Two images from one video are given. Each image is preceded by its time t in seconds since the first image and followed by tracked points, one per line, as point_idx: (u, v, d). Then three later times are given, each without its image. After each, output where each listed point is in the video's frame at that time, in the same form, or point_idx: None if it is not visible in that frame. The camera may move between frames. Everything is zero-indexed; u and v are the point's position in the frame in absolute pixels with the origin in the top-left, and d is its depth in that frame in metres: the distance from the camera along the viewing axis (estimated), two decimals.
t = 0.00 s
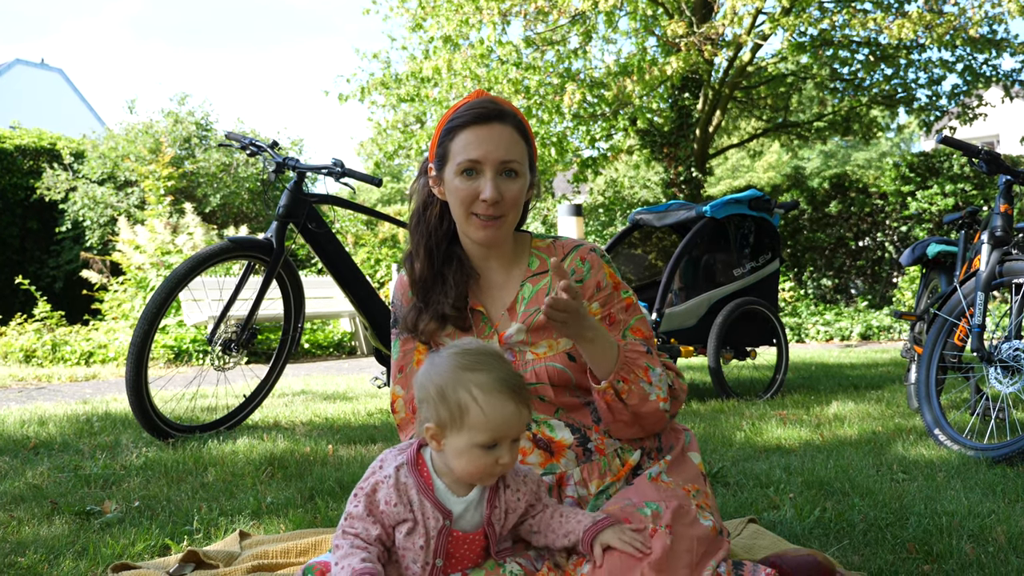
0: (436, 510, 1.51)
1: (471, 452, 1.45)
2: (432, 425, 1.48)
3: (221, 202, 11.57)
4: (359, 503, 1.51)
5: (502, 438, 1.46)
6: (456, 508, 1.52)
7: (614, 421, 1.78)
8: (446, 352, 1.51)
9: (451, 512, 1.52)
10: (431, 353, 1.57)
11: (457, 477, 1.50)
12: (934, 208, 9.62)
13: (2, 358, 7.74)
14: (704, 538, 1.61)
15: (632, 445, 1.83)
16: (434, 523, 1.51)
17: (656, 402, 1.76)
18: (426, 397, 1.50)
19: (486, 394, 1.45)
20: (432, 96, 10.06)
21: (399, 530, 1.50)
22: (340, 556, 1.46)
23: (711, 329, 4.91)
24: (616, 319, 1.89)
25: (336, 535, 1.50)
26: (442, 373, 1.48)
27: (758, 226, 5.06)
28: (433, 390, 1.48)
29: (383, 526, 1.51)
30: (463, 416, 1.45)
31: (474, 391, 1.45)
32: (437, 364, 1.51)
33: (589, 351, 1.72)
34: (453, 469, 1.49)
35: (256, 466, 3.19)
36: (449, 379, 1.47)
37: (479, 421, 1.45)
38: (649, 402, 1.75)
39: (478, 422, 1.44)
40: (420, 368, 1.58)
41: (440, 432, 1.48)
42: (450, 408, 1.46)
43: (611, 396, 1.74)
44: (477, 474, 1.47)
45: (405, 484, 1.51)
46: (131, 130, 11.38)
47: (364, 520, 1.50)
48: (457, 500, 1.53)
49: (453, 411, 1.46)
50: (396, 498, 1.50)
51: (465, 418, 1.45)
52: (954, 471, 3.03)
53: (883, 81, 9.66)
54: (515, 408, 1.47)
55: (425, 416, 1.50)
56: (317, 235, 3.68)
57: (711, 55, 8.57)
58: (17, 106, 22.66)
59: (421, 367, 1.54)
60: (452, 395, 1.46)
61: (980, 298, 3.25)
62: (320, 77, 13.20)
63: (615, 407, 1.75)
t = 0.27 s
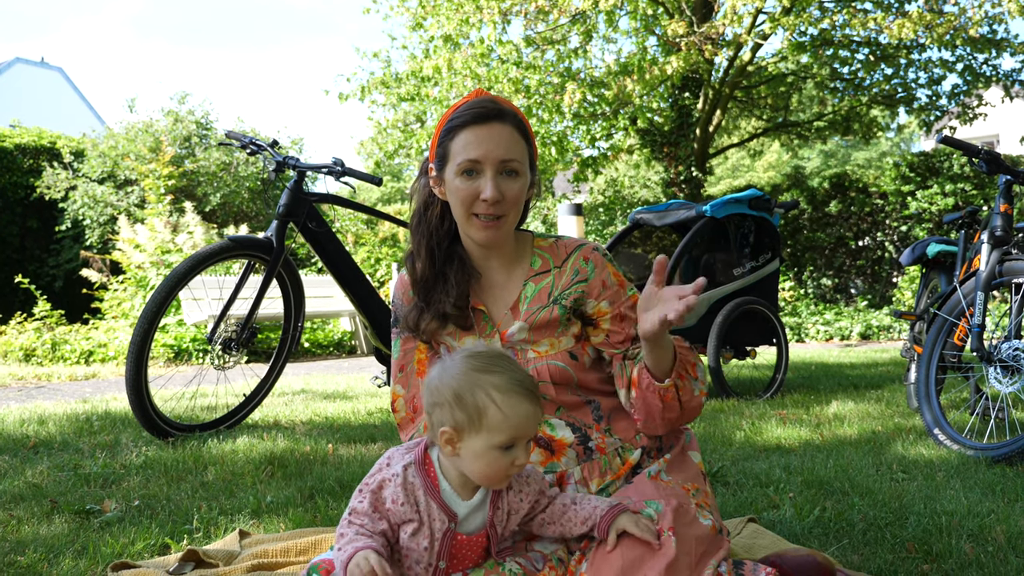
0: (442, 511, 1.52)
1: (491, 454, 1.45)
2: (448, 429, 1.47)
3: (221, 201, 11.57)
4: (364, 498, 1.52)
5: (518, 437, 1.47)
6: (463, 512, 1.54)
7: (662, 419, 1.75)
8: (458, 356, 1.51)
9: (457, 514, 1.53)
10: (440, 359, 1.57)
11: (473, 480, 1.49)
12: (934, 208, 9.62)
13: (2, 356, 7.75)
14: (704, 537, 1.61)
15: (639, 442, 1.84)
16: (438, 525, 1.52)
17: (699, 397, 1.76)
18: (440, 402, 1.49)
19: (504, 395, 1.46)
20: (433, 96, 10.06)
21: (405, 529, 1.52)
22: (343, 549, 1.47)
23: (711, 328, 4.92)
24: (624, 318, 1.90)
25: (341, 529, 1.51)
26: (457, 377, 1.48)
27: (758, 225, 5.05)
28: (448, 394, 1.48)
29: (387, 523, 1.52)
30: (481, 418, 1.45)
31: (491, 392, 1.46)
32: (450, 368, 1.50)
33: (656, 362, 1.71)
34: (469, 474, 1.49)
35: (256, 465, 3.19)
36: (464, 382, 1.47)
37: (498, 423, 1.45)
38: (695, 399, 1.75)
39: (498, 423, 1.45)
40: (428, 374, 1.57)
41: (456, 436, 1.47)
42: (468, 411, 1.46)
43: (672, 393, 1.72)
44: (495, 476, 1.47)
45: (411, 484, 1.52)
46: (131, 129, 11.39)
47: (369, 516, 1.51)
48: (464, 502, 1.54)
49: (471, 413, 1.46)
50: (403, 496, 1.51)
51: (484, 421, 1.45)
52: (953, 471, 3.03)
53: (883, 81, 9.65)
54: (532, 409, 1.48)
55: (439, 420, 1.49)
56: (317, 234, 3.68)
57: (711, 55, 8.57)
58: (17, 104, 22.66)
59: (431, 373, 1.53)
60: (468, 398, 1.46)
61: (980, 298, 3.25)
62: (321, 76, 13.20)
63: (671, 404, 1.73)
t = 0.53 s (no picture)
0: (451, 516, 1.52)
1: (498, 461, 1.44)
2: (454, 437, 1.46)
3: (221, 199, 11.57)
4: (372, 500, 1.49)
5: (526, 444, 1.46)
6: (468, 514, 1.54)
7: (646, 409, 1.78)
8: (462, 363, 1.50)
9: (463, 518, 1.53)
10: (443, 364, 1.55)
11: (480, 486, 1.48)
12: (934, 207, 9.62)
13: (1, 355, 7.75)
14: (705, 536, 1.62)
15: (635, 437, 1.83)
16: (447, 530, 1.52)
17: (685, 388, 1.78)
18: (446, 410, 1.48)
19: (511, 402, 1.45)
20: (433, 94, 10.05)
21: (413, 532, 1.50)
22: (355, 550, 1.44)
23: (711, 326, 4.92)
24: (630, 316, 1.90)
25: (348, 528, 1.48)
26: (463, 385, 1.47)
27: (758, 223, 5.05)
28: (454, 402, 1.46)
29: (396, 524, 1.50)
30: (489, 426, 1.44)
31: (499, 399, 1.44)
32: (454, 375, 1.49)
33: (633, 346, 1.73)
34: (476, 480, 1.48)
35: (255, 463, 3.20)
36: (471, 390, 1.46)
37: (506, 430, 1.44)
38: (683, 388, 1.76)
39: (506, 430, 1.44)
40: (430, 380, 1.55)
41: (463, 444, 1.46)
42: (475, 419, 1.45)
43: (650, 382, 1.75)
44: (502, 483, 1.46)
45: (422, 487, 1.51)
46: (130, 127, 11.37)
47: (377, 518, 1.48)
48: (467, 504, 1.54)
49: (478, 421, 1.44)
50: (414, 500, 1.49)
51: (491, 429, 1.44)
52: (952, 470, 3.03)
53: (882, 79, 9.65)
54: (540, 414, 1.47)
55: (445, 428, 1.48)
56: (317, 232, 3.68)
57: (711, 53, 8.57)
58: (17, 102, 22.66)
59: (435, 380, 1.52)
60: (475, 406, 1.45)
61: (979, 296, 3.25)
62: (320, 74, 13.20)
63: (652, 394, 1.76)
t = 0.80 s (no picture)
0: (464, 529, 1.52)
1: (507, 478, 1.44)
2: (462, 455, 1.45)
3: (220, 198, 11.57)
4: (393, 518, 1.46)
5: (535, 460, 1.46)
6: (477, 524, 1.55)
7: (637, 413, 1.78)
8: (467, 379, 1.48)
9: (474, 529, 1.54)
10: (445, 378, 1.53)
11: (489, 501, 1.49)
12: (933, 206, 9.61)
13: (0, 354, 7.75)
14: (704, 535, 1.61)
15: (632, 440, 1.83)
16: (461, 543, 1.52)
17: (678, 392, 1.77)
18: (452, 428, 1.46)
19: (519, 418, 1.44)
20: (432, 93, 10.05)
21: (433, 547, 1.49)
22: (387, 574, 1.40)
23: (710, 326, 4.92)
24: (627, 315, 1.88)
25: (373, 551, 1.44)
26: (469, 403, 1.45)
27: (757, 222, 5.05)
28: (461, 421, 1.45)
29: (418, 541, 1.48)
30: (497, 444, 1.44)
31: (506, 416, 1.44)
32: (460, 391, 1.47)
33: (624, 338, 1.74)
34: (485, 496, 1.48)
35: (254, 463, 3.19)
36: (478, 408, 1.45)
37: (514, 447, 1.44)
38: (673, 392, 1.76)
39: (514, 447, 1.44)
40: (433, 396, 1.53)
41: (471, 462, 1.45)
42: (483, 437, 1.44)
43: (641, 386, 1.75)
44: (511, 498, 1.47)
45: (441, 503, 1.50)
46: (130, 126, 11.36)
47: (400, 535, 1.46)
48: (476, 514, 1.55)
49: (487, 440, 1.44)
50: (436, 515, 1.48)
51: (499, 446, 1.43)
52: (951, 469, 3.04)
53: (882, 79, 9.64)
54: (548, 428, 1.47)
55: (451, 446, 1.47)
56: (316, 231, 3.68)
57: (711, 52, 8.57)
58: (17, 101, 22.66)
59: (440, 396, 1.50)
60: (484, 424, 1.44)
61: (979, 296, 3.26)
62: (320, 73, 13.19)
63: (643, 398, 1.76)
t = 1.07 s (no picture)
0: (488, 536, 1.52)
1: (536, 476, 1.44)
2: (490, 454, 1.44)
3: (219, 197, 11.57)
4: (432, 528, 1.44)
5: (563, 457, 1.47)
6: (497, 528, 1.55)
7: (633, 414, 1.79)
8: (494, 377, 1.47)
9: (495, 534, 1.55)
10: (469, 377, 1.52)
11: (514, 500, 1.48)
12: (932, 206, 9.61)
13: None
14: (703, 535, 1.61)
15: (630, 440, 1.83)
16: (485, 550, 1.52)
17: (674, 395, 1.77)
18: (480, 426, 1.45)
19: (549, 415, 1.45)
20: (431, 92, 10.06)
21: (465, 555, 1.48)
22: None
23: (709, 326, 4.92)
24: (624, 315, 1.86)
25: (418, 565, 1.40)
26: (499, 399, 1.45)
27: (756, 222, 5.05)
28: (490, 419, 1.44)
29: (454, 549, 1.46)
30: (528, 441, 1.43)
31: (537, 413, 1.44)
32: (488, 389, 1.46)
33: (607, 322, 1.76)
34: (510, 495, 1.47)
35: (253, 462, 3.19)
36: (507, 406, 1.44)
37: (544, 444, 1.44)
38: (670, 395, 1.76)
39: (544, 444, 1.44)
40: (458, 394, 1.52)
41: (499, 461, 1.44)
42: (513, 435, 1.43)
43: (635, 389, 1.75)
44: (537, 497, 1.47)
45: (473, 512, 1.49)
46: (128, 125, 11.35)
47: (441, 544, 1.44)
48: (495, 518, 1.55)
49: (516, 438, 1.43)
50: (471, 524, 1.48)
51: (530, 444, 1.43)
52: (950, 468, 3.04)
53: (881, 78, 9.64)
54: (576, 425, 1.48)
55: (478, 445, 1.46)
56: (315, 230, 3.68)
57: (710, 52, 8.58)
58: (16, 101, 22.65)
59: (465, 394, 1.49)
60: (515, 422, 1.43)
61: (978, 295, 3.26)
62: (319, 72, 13.19)
63: (637, 400, 1.76)
